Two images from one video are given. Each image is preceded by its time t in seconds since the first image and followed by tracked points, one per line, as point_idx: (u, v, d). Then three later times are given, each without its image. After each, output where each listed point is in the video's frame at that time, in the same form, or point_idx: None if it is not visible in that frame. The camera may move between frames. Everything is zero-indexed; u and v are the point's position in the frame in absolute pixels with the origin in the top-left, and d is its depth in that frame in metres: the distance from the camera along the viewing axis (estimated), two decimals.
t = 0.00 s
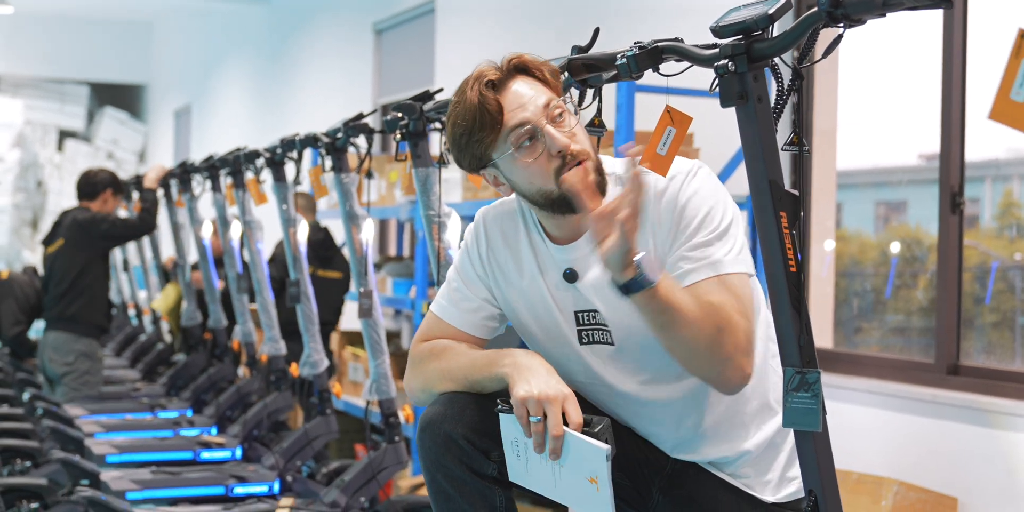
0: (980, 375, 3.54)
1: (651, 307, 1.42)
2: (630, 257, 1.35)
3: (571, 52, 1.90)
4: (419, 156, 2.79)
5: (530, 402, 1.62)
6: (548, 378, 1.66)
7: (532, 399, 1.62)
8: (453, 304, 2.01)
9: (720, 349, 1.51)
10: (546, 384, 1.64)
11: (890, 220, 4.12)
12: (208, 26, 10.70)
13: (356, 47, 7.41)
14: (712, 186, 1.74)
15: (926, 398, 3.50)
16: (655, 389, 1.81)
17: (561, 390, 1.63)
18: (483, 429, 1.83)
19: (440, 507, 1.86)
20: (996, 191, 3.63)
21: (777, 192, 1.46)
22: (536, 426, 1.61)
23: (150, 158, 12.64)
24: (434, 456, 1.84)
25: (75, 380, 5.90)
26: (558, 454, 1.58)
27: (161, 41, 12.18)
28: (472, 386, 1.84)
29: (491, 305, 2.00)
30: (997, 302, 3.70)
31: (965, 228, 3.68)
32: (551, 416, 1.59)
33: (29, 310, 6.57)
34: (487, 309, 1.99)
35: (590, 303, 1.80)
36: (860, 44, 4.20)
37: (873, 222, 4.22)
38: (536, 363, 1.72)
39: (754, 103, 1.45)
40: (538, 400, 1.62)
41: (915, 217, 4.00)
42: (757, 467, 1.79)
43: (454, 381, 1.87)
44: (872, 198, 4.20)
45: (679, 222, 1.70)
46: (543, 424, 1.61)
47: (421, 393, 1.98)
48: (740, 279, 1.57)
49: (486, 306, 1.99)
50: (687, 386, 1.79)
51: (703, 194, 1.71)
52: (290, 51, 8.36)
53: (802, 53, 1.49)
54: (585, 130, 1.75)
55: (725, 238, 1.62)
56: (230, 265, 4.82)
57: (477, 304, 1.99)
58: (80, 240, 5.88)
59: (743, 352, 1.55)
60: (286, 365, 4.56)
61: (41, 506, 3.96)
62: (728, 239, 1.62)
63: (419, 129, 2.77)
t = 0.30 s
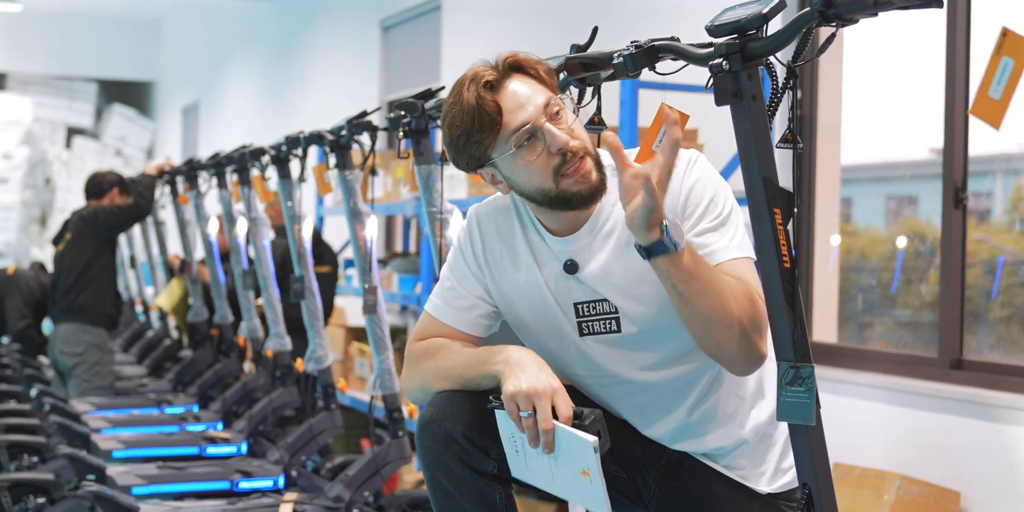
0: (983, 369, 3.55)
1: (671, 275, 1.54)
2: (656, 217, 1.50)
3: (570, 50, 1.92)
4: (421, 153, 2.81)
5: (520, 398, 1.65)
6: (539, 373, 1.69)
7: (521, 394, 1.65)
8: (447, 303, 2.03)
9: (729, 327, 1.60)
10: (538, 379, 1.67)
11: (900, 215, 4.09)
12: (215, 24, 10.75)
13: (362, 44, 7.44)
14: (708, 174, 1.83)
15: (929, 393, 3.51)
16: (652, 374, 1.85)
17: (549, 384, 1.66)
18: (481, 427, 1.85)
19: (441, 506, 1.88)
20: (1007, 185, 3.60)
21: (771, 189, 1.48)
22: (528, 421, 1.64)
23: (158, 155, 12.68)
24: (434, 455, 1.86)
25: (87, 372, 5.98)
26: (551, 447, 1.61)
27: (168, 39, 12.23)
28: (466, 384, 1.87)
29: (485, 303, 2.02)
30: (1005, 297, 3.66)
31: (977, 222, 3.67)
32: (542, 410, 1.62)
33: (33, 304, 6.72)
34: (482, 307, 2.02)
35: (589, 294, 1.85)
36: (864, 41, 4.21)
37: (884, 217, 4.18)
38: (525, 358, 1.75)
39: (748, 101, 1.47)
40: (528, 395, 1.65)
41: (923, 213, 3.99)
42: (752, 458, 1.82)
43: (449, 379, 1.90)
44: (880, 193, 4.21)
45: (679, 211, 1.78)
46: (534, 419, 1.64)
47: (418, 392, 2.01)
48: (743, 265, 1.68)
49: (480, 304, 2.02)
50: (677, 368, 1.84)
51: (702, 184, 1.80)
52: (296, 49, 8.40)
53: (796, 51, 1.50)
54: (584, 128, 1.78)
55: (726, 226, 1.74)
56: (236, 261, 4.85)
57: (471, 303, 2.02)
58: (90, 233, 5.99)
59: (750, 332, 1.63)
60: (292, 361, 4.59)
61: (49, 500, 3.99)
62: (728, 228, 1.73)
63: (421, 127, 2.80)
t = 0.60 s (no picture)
0: (979, 369, 3.58)
1: (671, 315, 1.57)
2: (648, 274, 1.50)
3: (566, 52, 1.96)
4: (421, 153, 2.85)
5: (500, 390, 1.70)
6: (521, 366, 1.73)
7: (501, 386, 1.70)
8: (445, 299, 2.07)
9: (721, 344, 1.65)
10: (519, 372, 1.72)
11: (904, 218, 4.07)
12: (218, 24, 10.79)
13: (365, 45, 7.48)
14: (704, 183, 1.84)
15: (924, 392, 3.54)
16: (646, 371, 1.90)
17: (529, 377, 1.70)
18: (476, 418, 1.89)
19: (439, 495, 1.92)
20: (1010, 188, 3.58)
21: (760, 188, 1.51)
22: (508, 412, 1.68)
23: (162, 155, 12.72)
24: (432, 447, 1.90)
25: (95, 367, 6.02)
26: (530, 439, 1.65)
27: (172, 40, 12.28)
28: (458, 378, 1.90)
29: (482, 301, 2.05)
30: (1005, 299, 3.65)
31: (980, 224, 3.68)
32: (522, 403, 1.67)
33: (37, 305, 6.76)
34: (479, 304, 2.05)
35: (585, 294, 1.88)
36: (862, 42, 4.24)
37: (886, 218, 4.17)
38: (510, 352, 1.79)
39: (738, 102, 1.50)
40: (508, 388, 1.69)
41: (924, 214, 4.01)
42: (742, 452, 1.86)
43: (442, 372, 1.93)
44: (879, 194, 4.23)
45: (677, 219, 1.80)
46: (514, 410, 1.68)
47: (417, 386, 2.04)
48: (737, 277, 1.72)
49: (477, 302, 2.05)
50: (669, 366, 1.88)
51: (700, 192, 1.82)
52: (300, 50, 8.45)
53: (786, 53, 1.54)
54: (549, 166, 1.74)
55: (718, 242, 1.76)
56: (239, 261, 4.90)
57: (468, 300, 2.05)
58: (97, 231, 6.07)
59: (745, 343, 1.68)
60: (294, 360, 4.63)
61: (53, 496, 4.04)
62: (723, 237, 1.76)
63: (421, 127, 2.84)
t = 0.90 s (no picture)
0: (974, 368, 3.61)
1: (630, 279, 1.61)
2: (604, 227, 1.57)
3: (560, 54, 2.00)
4: (419, 154, 2.89)
5: (501, 383, 1.73)
6: (519, 359, 1.77)
7: (501, 379, 1.74)
8: (448, 296, 2.11)
9: (697, 330, 1.66)
10: (516, 365, 1.76)
11: (906, 217, 4.09)
12: (221, 26, 10.84)
13: (367, 46, 7.52)
14: (698, 180, 1.88)
15: (918, 391, 3.57)
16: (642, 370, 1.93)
17: (528, 369, 1.75)
18: (479, 410, 1.93)
19: (438, 487, 1.93)
20: (1014, 188, 3.61)
21: (749, 189, 1.54)
22: (509, 404, 1.72)
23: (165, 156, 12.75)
24: (434, 436, 1.91)
25: (99, 366, 6.06)
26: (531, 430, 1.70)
27: (175, 41, 12.32)
28: (460, 372, 1.94)
29: (484, 297, 2.10)
30: (1004, 299, 3.67)
31: (983, 225, 3.69)
32: (522, 394, 1.71)
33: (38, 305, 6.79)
34: (482, 300, 2.10)
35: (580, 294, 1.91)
36: (859, 44, 4.27)
37: (888, 218, 4.19)
38: (508, 346, 1.83)
39: (727, 105, 1.53)
40: (508, 380, 1.73)
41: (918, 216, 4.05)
42: (738, 448, 1.90)
43: (443, 365, 1.98)
44: (875, 195, 4.26)
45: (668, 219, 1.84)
46: (515, 402, 1.72)
47: (422, 380, 2.07)
48: (729, 268, 1.74)
49: (479, 298, 2.10)
50: (668, 363, 1.91)
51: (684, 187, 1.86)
52: (302, 52, 8.49)
53: (773, 57, 1.57)
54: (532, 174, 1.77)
55: (693, 239, 1.77)
56: (241, 261, 4.94)
57: (471, 296, 2.10)
58: (101, 231, 6.11)
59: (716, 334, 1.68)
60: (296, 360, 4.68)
61: (57, 493, 4.08)
62: (712, 228, 1.79)
63: (420, 128, 2.87)
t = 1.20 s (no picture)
0: (970, 369, 3.64)
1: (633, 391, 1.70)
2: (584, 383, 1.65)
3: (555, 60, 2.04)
4: (419, 156, 2.92)
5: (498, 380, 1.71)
6: (517, 353, 1.74)
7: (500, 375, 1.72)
8: (457, 295, 2.15)
9: (711, 381, 1.71)
10: (513, 359, 1.73)
11: (911, 220, 4.02)
12: (225, 28, 10.89)
13: (370, 49, 7.57)
14: (697, 194, 1.86)
15: (914, 392, 3.59)
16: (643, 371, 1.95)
17: (527, 363, 1.71)
18: (481, 403, 1.97)
19: (440, 479, 1.97)
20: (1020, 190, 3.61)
21: (738, 192, 1.58)
22: (507, 400, 1.71)
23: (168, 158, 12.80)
24: (436, 428, 1.96)
25: (103, 366, 6.11)
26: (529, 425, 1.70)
27: (179, 43, 12.38)
28: (462, 366, 1.98)
29: (490, 295, 2.13)
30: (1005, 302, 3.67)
31: (988, 226, 3.68)
32: (520, 391, 1.69)
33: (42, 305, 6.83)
34: (487, 299, 2.13)
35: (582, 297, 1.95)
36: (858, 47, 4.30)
37: (894, 222, 4.13)
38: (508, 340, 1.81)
39: (716, 109, 1.57)
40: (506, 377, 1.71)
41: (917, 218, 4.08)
42: (737, 449, 1.95)
43: (448, 360, 2.02)
44: (872, 198, 4.29)
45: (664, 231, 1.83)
46: (513, 398, 1.71)
47: (428, 373, 2.11)
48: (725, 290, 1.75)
49: (485, 296, 2.13)
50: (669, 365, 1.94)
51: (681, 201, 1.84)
52: (305, 54, 8.53)
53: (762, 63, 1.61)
54: (540, 174, 1.83)
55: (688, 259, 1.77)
56: (244, 262, 4.98)
57: (477, 295, 2.13)
58: (106, 232, 6.16)
59: (726, 356, 1.72)
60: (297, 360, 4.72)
61: (61, 490, 4.12)
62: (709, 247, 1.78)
63: (419, 131, 2.91)
